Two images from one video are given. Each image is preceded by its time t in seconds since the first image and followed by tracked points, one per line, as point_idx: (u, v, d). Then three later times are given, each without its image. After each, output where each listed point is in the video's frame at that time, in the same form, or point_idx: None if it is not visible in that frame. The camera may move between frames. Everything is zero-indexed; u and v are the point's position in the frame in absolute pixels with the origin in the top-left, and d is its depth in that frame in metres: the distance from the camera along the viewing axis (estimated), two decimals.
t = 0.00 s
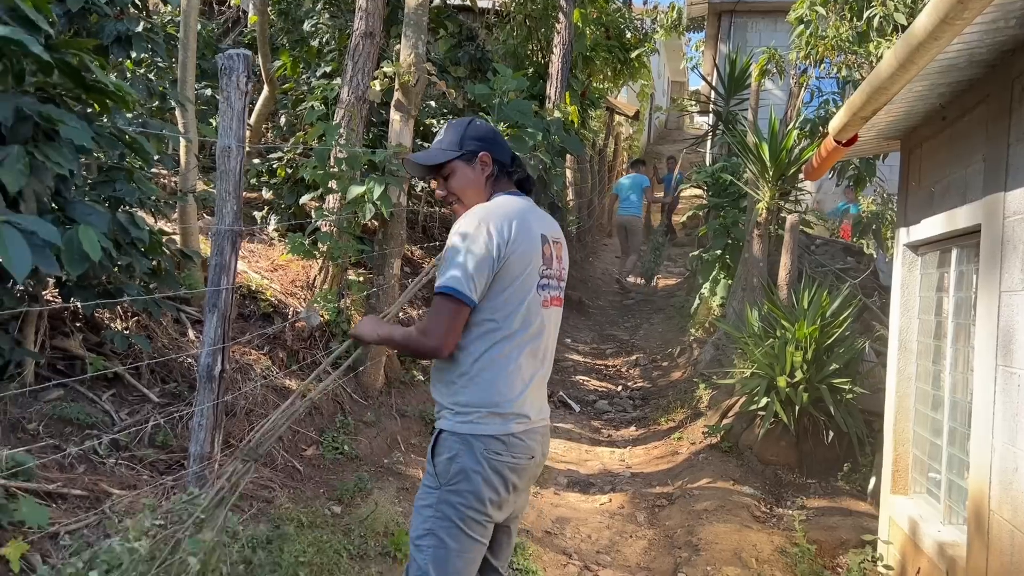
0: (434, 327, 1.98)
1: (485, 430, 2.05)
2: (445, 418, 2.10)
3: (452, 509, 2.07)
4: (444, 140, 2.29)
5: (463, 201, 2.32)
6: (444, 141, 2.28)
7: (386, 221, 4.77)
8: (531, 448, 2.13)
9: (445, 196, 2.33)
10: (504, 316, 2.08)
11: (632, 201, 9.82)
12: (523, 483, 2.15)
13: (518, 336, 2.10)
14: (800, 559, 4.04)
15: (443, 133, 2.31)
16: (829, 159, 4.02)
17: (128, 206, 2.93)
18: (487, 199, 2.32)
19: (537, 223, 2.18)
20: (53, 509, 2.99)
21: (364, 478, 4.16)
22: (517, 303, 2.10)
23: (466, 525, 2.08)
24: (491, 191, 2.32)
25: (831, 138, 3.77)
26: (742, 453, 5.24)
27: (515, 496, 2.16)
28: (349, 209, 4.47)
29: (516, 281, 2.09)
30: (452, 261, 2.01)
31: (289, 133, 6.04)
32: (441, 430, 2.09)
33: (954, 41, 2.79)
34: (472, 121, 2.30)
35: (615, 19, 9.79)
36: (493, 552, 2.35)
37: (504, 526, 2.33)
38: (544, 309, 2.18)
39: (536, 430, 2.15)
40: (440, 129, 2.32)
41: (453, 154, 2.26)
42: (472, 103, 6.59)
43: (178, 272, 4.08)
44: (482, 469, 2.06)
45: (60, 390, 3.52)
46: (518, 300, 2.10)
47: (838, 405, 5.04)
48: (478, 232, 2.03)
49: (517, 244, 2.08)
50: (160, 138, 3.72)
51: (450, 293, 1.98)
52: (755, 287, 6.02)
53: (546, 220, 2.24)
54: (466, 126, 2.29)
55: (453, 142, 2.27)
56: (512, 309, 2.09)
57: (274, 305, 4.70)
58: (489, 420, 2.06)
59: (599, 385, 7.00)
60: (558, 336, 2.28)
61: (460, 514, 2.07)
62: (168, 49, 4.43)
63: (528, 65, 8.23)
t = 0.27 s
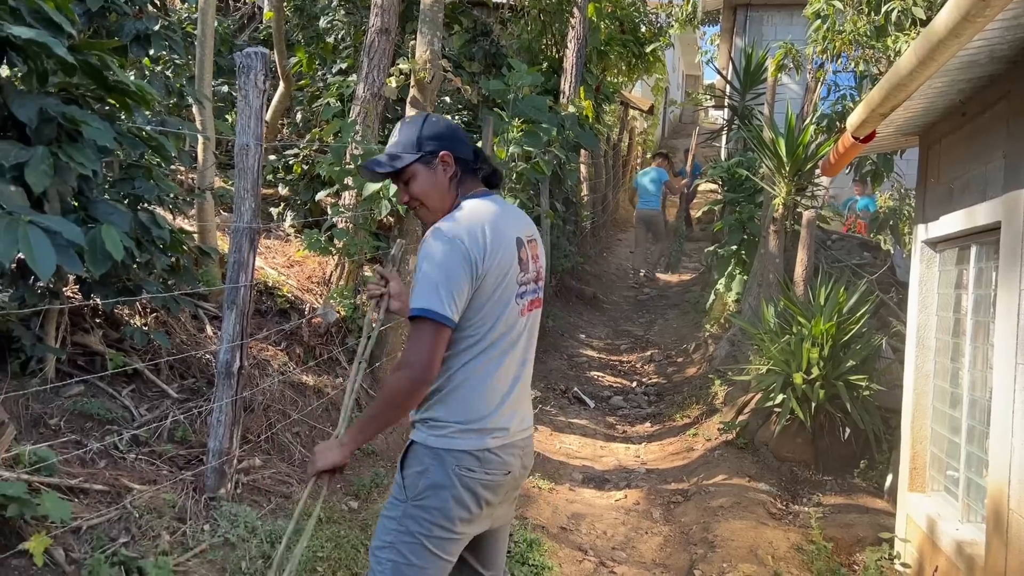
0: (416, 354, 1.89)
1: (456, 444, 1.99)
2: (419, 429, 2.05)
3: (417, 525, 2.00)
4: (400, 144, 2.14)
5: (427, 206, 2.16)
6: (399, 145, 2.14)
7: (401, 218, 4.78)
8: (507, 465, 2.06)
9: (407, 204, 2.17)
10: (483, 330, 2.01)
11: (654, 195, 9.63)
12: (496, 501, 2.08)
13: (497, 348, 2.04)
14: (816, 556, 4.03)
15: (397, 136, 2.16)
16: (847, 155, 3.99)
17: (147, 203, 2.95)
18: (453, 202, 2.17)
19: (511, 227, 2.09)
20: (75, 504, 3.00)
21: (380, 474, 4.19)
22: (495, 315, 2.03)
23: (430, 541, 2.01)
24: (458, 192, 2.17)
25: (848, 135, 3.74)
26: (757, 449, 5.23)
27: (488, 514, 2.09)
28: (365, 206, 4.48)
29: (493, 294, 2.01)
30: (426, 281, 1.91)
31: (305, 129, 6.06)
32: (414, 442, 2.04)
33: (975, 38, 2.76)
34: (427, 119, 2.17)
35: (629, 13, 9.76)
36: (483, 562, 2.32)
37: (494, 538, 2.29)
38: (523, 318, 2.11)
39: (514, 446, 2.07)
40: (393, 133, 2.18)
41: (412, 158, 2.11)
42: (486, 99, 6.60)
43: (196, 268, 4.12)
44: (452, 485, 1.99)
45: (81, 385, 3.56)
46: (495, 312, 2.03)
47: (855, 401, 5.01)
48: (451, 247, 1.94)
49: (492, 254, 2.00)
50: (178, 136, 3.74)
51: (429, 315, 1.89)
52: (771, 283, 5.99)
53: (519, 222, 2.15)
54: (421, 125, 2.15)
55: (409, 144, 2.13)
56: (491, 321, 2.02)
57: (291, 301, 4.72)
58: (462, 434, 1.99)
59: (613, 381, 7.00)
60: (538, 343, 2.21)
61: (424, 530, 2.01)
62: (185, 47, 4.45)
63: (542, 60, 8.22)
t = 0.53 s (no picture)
0: (405, 336, 1.81)
1: (429, 441, 1.98)
2: (392, 429, 2.04)
3: (400, 525, 2.01)
4: (350, 122, 2.07)
5: (385, 186, 2.11)
6: (350, 123, 2.07)
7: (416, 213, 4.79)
8: (489, 455, 2.04)
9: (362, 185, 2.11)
10: (453, 313, 1.97)
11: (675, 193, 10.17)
12: (480, 492, 2.06)
13: (467, 331, 2.00)
14: (832, 553, 4.01)
15: (348, 114, 2.08)
16: (863, 149, 3.95)
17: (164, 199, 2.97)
18: (410, 180, 2.11)
19: (472, 203, 2.04)
20: (94, 496, 3.04)
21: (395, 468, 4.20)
22: (464, 297, 1.99)
23: (415, 541, 2.01)
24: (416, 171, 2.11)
25: (865, 129, 3.70)
26: (772, 446, 5.20)
27: (474, 505, 2.07)
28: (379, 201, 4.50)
29: (461, 275, 1.96)
30: (393, 264, 1.83)
31: (320, 126, 6.09)
32: (388, 442, 2.04)
33: (995, 30, 2.72)
34: (378, 94, 2.09)
35: (644, 8, 9.72)
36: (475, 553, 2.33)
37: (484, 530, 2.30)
38: (492, 299, 2.07)
39: (494, 435, 2.05)
40: (343, 111, 2.10)
41: (365, 138, 2.04)
42: (501, 95, 6.60)
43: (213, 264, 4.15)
44: (429, 482, 1.98)
45: (98, 379, 3.60)
46: (464, 295, 1.99)
47: (871, 397, 4.97)
48: (418, 226, 1.87)
49: (454, 232, 1.94)
50: (195, 132, 3.77)
51: (405, 298, 1.81)
52: (787, 278, 5.95)
53: (481, 198, 2.09)
54: (372, 100, 2.07)
55: (359, 123, 2.05)
56: (460, 304, 1.98)
57: (306, 297, 4.74)
58: (435, 429, 1.98)
59: (628, 377, 6.99)
60: (507, 324, 2.17)
61: (408, 530, 2.00)
62: (201, 43, 4.48)
63: (556, 56, 8.21)
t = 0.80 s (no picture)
0: (374, 338, 1.88)
1: (434, 440, 1.99)
2: (392, 427, 2.04)
3: (409, 524, 2.04)
4: (347, 108, 2.07)
5: (382, 173, 2.11)
6: (346, 109, 2.07)
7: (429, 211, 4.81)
8: (491, 448, 2.09)
9: (357, 172, 2.11)
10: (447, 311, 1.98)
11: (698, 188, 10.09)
12: (484, 485, 2.11)
13: (461, 330, 2.01)
14: (845, 551, 4.01)
15: (345, 100, 2.09)
16: (878, 147, 3.94)
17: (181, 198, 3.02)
18: (406, 169, 2.11)
19: (470, 199, 2.01)
20: (113, 491, 3.09)
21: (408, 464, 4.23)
22: (458, 296, 1.99)
23: (425, 537, 2.05)
24: (412, 160, 2.11)
25: (879, 126, 3.69)
26: (786, 444, 5.20)
27: (477, 498, 2.12)
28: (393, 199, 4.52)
29: (455, 274, 1.96)
30: (382, 264, 1.85)
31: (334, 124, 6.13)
32: (389, 442, 2.03)
33: (1008, 28, 2.71)
34: (375, 80, 2.09)
35: (658, 5, 9.70)
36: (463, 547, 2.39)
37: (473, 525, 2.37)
38: (487, 296, 2.08)
39: (495, 428, 2.10)
40: (340, 96, 2.11)
41: (361, 124, 2.04)
42: (514, 92, 6.61)
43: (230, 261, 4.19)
44: (436, 479, 2.01)
45: (117, 375, 3.66)
46: (458, 294, 1.99)
47: (885, 395, 4.95)
48: (411, 225, 1.86)
49: (450, 231, 1.93)
50: (211, 131, 3.81)
51: (385, 301, 1.85)
52: (801, 276, 5.93)
53: (480, 192, 2.06)
54: (369, 87, 2.07)
55: (356, 109, 2.06)
56: (454, 301, 1.99)
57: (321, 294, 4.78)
58: (438, 428, 1.99)
59: (641, 374, 6.99)
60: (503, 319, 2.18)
61: (417, 528, 2.04)
62: (218, 43, 4.52)
63: (569, 53, 8.21)
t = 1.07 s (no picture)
0: (389, 338, 1.85)
1: (456, 435, 2.00)
2: (411, 424, 2.04)
3: (429, 519, 2.04)
4: (355, 113, 2.08)
5: (390, 178, 2.12)
6: (355, 114, 2.08)
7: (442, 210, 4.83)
8: (509, 442, 2.11)
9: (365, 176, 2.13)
10: (462, 308, 2.00)
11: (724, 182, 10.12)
12: (503, 480, 2.13)
13: (477, 325, 2.03)
14: (859, 550, 3.99)
15: (353, 104, 2.10)
16: (892, 146, 3.92)
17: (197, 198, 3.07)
18: (414, 173, 2.13)
19: (478, 197, 2.05)
20: (131, 488, 3.12)
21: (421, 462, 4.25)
22: (473, 292, 2.01)
23: (445, 533, 2.05)
24: (421, 165, 2.14)
25: (894, 125, 3.67)
26: (800, 443, 5.18)
27: (496, 494, 2.14)
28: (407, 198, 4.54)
29: (469, 269, 1.99)
30: (398, 263, 1.85)
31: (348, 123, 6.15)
32: (409, 440, 2.03)
33: None
34: (383, 84, 2.11)
35: (671, 2, 9.66)
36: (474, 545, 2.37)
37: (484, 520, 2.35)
38: (499, 292, 2.11)
39: (512, 423, 2.13)
40: (347, 100, 2.11)
41: (372, 129, 2.06)
42: (527, 91, 6.62)
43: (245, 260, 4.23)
44: (458, 475, 2.02)
45: (134, 373, 3.71)
46: (473, 290, 2.01)
47: (899, 394, 4.92)
48: (425, 221, 1.89)
49: (464, 228, 1.96)
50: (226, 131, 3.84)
51: (402, 299, 1.84)
52: (815, 275, 5.90)
53: (485, 192, 2.11)
54: (378, 93, 2.09)
55: (365, 114, 2.07)
56: (470, 298, 2.01)
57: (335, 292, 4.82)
58: (459, 423, 2.01)
59: (653, 372, 6.99)
60: (514, 315, 2.21)
61: (437, 524, 2.04)
62: (232, 43, 4.56)
63: (582, 51, 8.20)
